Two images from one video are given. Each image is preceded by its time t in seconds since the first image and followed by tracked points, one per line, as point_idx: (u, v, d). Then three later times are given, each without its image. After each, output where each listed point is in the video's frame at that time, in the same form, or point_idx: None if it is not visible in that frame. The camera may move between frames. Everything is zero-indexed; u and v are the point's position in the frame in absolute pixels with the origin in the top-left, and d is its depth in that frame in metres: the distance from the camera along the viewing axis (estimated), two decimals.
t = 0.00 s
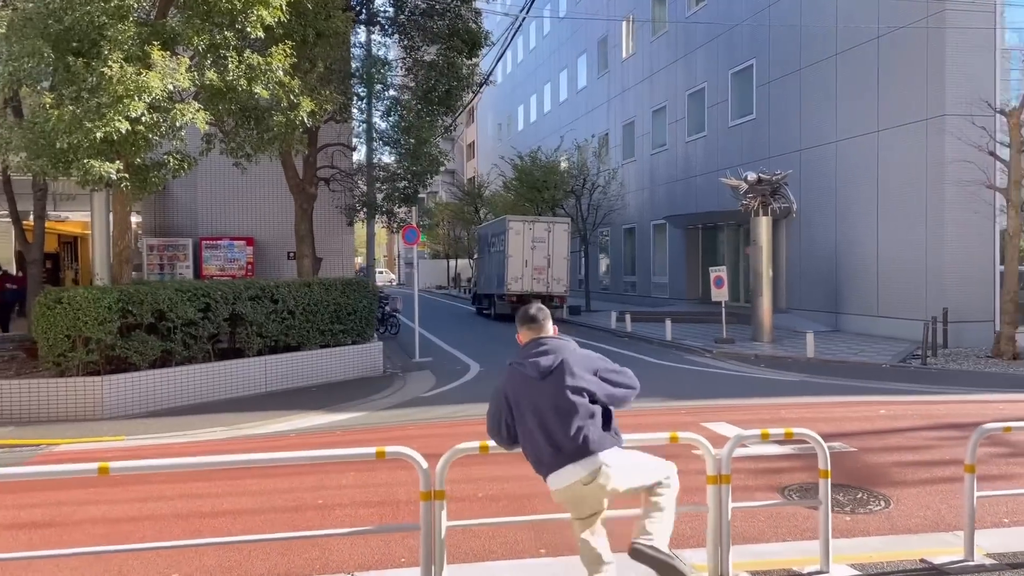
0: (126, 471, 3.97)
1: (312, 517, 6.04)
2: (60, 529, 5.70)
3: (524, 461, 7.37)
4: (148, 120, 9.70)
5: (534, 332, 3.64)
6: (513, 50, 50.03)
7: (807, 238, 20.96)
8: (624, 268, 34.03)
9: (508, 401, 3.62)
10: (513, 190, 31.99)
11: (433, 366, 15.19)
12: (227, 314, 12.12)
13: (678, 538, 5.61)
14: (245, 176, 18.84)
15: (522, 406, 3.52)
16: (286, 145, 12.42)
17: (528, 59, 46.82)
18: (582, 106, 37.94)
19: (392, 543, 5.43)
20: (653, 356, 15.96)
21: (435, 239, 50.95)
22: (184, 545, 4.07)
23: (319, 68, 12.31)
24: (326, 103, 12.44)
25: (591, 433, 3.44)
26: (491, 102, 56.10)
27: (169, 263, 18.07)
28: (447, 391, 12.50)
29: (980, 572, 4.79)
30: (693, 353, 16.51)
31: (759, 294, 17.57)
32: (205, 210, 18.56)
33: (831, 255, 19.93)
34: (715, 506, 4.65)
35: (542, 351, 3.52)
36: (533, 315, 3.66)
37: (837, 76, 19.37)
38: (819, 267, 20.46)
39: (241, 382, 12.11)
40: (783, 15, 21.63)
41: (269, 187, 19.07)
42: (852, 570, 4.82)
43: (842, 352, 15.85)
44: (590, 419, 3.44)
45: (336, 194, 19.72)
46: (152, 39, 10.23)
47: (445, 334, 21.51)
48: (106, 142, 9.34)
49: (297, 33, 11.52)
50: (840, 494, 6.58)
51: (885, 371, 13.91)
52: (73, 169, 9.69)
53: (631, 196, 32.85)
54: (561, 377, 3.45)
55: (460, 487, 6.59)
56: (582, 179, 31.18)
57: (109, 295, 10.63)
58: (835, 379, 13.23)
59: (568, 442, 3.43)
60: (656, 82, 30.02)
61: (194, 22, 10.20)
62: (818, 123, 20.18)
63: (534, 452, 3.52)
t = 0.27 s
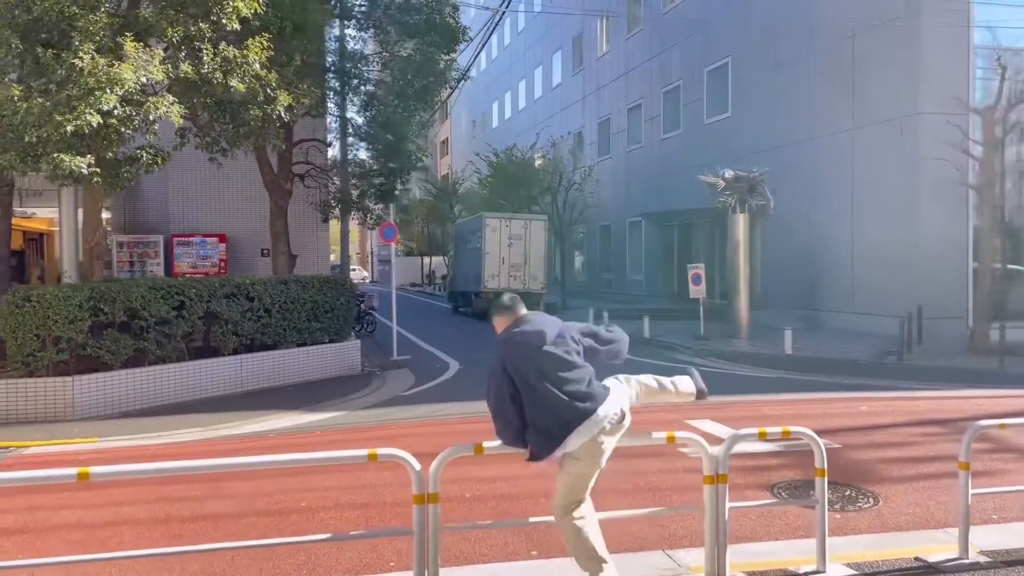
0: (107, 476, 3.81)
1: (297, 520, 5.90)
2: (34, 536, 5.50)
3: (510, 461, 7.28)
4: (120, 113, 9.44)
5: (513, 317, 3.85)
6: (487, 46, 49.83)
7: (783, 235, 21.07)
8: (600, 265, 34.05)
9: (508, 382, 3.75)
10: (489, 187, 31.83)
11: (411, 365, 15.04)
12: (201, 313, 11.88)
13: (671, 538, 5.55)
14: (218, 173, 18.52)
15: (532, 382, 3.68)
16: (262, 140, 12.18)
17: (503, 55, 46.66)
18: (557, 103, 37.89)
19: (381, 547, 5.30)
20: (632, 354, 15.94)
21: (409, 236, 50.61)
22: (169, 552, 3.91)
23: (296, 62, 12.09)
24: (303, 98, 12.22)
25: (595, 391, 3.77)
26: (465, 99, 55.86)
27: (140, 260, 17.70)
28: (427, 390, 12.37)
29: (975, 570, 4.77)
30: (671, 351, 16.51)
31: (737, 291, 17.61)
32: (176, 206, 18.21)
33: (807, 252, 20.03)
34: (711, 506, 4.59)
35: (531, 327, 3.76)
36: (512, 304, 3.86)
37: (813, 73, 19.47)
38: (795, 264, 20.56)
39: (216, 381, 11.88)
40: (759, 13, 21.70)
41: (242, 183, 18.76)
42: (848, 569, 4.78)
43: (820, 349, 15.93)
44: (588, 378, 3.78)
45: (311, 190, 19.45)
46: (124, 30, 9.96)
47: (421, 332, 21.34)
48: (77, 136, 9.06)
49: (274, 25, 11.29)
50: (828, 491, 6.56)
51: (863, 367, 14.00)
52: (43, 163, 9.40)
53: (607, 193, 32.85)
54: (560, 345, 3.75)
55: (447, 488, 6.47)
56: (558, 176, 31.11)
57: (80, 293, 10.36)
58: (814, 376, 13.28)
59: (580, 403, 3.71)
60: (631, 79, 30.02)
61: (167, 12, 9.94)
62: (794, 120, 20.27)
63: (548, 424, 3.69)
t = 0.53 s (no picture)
0: (93, 483, 3.66)
1: (285, 524, 5.75)
2: (11, 543, 5.32)
3: (500, 461, 7.18)
4: (97, 107, 9.21)
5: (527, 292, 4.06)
6: (463, 42, 49.62)
7: (761, 232, 21.17)
8: (578, 262, 34.03)
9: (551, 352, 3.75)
10: (467, 184, 31.67)
11: (392, 363, 14.89)
12: (179, 311, 11.66)
13: (667, 539, 5.49)
14: (193, 168, 18.22)
15: (578, 352, 3.81)
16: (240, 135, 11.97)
17: (479, 52, 46.49)
18: (534, 99, 37.80)
19: (373, 552, 5.18)
20: (614, 351, 15.91)
21: (386, 232, 50.34)
22: (157, 561, 3.76)
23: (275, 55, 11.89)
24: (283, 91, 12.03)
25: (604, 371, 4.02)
26: (441, 95, 55.61)
27: (113, 258, 17.36)
28: (409, 389, 12.23)
29: (975, 569, 4.75)
30: (654, 348, 16.49)
31: (717, 288, 17.64)
32: (151, 202, 17.90)
33: (786, 248, 20.12)
34: (714, 507, 4.52)
35: (555, 301, 3.94)
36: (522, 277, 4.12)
37: (792, 71, 19.55)
38: (773, 262, 20.66)
39: (195, 381, 11.67)
40: (737, 10, 21.76)
41: (218, 179, 18.47)
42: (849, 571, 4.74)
43: (799, 346, 16.00)
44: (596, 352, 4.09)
45: (288, 187, 19.20)
46: (101, 21, 9.73)
47: (401, 329, 21.16)
48: (52, 130, 8.82)
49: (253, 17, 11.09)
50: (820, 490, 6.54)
51: (843, 364, 14.07)
52: (16, 158, 9.14)
53: (585, 190, 32.84)
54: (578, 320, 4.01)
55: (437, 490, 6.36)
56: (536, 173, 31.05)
57: (54, 290, 10.09)
58: (795, 373, 13.33)
59: (603, 380, 3.90)
60: (609, 76, 30.00)
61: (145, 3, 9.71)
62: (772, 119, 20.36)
63: (587, 397, 3.79)
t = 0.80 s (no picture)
0: (74, 482, 3.50)
1: (269, 524, 5.60)
2: None
3: (488, 458, 7.05)
4: (70, 96, 8.96)
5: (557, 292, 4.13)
6: (441, 37, 49.36)
7: (741, 227, 21.23)
8: (558, 257, 33.97)
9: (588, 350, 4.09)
10: (446, 179, 31.48)
11: (373, 359, 14.73)
12: (155, 306, 11.41)
13: (662, 537, 5.41)
14: (168, 162, 17.89)
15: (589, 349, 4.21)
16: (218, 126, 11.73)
17: (457, 46, 46.26)
18: (513, 94, 37.65)
19: (362, 552, 5.04)
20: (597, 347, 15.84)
21: (363, 228, 50.01)
22: (141, 564, 3.61)
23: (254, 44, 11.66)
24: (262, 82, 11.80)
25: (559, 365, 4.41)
26: (418, 90, 55.29)
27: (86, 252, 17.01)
28: (391, 385, 12.07)
29: (973, 564, 4.70)
30: (636, 344, 16.45)
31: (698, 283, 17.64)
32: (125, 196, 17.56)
33: (766, 243, 20.17)
34: (713, 505, 4.43)
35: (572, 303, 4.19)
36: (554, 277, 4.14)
37: (772, 67, 19.58)
38: (754, 257, 20.70)
39: (172, 377, 11.44)
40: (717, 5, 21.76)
41: (193, 173, 18.15)
42: (848, 567, 4.67)
43: (780, 341, 16.02)
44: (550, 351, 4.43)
45: (265, 181, 18.92)
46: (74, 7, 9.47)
47: (380, 325, 20.96)
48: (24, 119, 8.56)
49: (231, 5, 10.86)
50: (811, 484, 6.50)
51: (825, 359, 14.10)
52: None
53: (564, 186, 32.77)
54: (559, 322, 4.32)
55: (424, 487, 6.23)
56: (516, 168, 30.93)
57: (27, 285, 9.83)
58: (779, 367, 13.35)
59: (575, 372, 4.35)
60: (589, 70, 29.94)
61: None
62: (752, 115, 20.39)
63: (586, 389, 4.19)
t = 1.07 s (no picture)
0: (56, 485, 3.32)
1: (256, 524, 5.43)
2: None
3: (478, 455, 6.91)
4: (47, 84, 8.70)
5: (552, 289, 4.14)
6: (422, 30, 49.05)
7: (725, 223, 21.21)
8: (541, 252, 33.88)
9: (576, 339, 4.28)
10: (427, 173, 31.25)
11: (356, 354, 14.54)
12: (134, 301, 11.14)
13: (661, 535, 5.30)
14: (145, 154, 17.55)
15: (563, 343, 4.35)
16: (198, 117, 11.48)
17: (438, 40, 45.99)
18: (495, 88, 37.46)
19: (355, 553, 4.89)
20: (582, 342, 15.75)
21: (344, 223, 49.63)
22: (128, 569, 3.44)
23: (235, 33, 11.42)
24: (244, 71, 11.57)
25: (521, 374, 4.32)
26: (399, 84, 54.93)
27: (61, 246, 16.65)
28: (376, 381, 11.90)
29: (979, 562, 4.62)
30: (622, 339, 16.36)
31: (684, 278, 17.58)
32: (102, 189, 17.20)
33: (750, 239, 20.16)
34: (717, 502, 4.32)
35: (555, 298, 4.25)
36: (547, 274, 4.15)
37: (757, 61, 19.56)
38: (738, 253, 20.69)
39: (151, 373, 11.19)
40: None
41: (172, 165, 17.82)
42: (852, 565, 4.58)
43: (765, 336, 16.00)
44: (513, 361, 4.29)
45: (246, 174, 18.63)
46: None
47: (363, 320, 20.75)
48: None
49: None
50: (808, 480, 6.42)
51: (811, 354, 14.09)
52: None
53: (547, 181, 32.65)
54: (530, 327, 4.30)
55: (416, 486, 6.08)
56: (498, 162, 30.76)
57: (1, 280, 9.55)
58: (765, 362, 13.32)
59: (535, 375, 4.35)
60: (572, 65, 29.81)
61: None
62: (737, 109, 20.36)
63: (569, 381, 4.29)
